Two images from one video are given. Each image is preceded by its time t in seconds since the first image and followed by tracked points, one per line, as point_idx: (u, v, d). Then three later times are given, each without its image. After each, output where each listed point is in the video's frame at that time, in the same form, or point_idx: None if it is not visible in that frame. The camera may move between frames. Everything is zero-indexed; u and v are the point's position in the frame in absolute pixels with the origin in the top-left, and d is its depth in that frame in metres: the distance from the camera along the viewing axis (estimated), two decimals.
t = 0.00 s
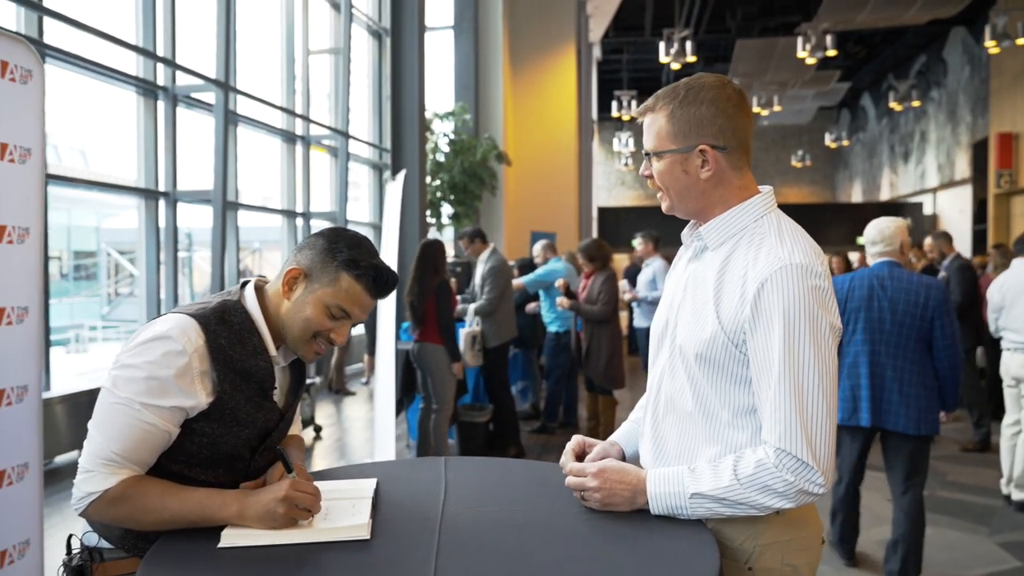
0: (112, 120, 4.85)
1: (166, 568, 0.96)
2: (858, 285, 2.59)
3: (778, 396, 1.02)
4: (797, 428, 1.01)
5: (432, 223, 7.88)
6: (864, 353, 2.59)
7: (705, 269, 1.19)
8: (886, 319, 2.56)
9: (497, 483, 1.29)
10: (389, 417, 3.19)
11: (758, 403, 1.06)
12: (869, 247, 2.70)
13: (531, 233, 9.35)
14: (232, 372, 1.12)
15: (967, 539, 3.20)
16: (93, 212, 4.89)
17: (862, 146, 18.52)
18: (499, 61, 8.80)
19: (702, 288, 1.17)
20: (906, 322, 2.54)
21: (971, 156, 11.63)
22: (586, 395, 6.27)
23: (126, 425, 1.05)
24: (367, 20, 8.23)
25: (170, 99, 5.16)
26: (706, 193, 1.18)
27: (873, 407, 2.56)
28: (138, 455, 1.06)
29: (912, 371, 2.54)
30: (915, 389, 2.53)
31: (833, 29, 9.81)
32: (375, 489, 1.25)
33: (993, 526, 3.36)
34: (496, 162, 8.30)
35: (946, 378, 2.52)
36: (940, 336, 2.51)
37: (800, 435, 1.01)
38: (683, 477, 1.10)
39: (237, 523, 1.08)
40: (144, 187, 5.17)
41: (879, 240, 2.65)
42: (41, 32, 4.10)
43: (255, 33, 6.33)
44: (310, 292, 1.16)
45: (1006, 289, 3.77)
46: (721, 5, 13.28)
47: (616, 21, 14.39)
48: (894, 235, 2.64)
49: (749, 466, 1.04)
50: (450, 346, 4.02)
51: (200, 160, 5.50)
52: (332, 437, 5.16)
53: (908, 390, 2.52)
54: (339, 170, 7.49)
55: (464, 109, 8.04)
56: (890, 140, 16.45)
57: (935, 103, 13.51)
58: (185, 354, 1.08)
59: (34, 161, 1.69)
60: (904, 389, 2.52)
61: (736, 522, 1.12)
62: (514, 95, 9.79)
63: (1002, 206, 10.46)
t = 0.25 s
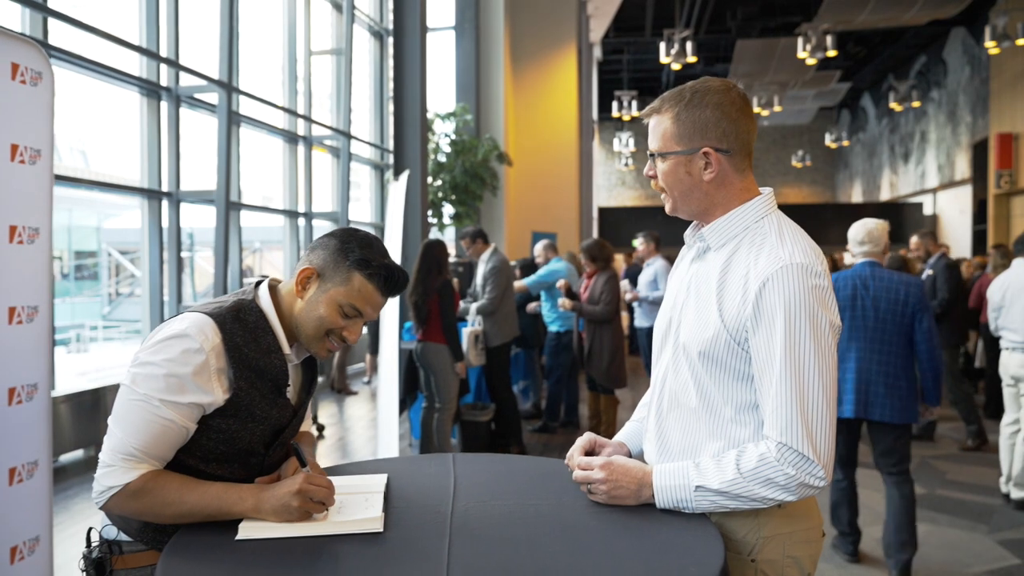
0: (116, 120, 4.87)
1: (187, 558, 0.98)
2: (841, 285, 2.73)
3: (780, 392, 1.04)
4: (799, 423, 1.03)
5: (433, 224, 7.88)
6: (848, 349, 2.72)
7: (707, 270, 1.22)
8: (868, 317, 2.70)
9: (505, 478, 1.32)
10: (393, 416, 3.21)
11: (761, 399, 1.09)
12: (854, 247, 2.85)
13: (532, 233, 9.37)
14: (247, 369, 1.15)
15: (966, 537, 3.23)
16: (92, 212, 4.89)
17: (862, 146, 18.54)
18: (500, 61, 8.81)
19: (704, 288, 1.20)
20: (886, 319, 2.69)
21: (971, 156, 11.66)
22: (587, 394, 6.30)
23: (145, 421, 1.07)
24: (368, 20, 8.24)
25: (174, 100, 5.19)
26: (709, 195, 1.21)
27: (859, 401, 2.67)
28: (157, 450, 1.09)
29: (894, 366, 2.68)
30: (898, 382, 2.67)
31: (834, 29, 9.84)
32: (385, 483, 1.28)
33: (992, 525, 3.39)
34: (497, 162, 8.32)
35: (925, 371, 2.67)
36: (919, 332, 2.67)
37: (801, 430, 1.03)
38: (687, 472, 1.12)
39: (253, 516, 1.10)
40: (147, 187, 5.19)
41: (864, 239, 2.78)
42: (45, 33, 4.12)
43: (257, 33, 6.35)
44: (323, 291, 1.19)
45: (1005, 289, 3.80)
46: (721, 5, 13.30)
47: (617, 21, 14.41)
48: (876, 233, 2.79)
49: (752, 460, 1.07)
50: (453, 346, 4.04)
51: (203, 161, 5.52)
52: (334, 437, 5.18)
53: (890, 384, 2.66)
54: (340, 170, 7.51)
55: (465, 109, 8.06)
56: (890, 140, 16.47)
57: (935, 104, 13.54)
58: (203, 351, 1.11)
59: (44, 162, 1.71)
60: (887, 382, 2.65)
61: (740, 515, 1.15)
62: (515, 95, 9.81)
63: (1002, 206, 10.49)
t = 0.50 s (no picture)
0: (120, 120, 4.90)
1: (208, 550, 1.01)
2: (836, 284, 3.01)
3: (784, 390, 1.07)
4: (802, 420, 1.06)
5: (435, 224, 7.89)
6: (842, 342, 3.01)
7: (711, 270, 1.25)
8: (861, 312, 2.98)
9: (514, 474, 1.35)
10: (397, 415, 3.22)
11: (765, 397, 1.12)
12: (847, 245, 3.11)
13: (533, 233, 9.39)
14: (262, 367, 1.18)
15: (966, 535, 3.26)
16: (92, 212, 4.93)
17: (863, 146, 18.57)
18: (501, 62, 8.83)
19: (710, 288, 1.23)
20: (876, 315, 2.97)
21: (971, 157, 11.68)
22: (589, 394, 6.32)
23: (166, 417, 1.10)
24: (370, 20, 8.27)
25: (177, 100, 5.21)
26: (714, 196, 1.24)
27: (852, 389, 2.97)
28: (177, 445, 1.12)
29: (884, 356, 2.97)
30: (888, 371, 2.95)
31: (834, 30, 9.87)
32: (397, 479, 1.31)
33: (992, 523, 3.41)
34: (498, 162, 8.36)
35: (913, 362, 2.95)
36: (906, 326, 2.95)
37: (804, 426, 1.06)
38: (693, 468, 1.15)
39: (270, 511, 1.13)
40: (151, 187, 5.21)
41: (857, 239, 3.04)
42: (50, 34, 4.14)
43: (260, 34, 6.37)
44: (336, 290, 1.21)
45: (1005, 289, 3.83)
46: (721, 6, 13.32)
47: (618, 21, 14.44)
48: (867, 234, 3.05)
49: (757, 456, 1.09)
50: (457, 345, 4.08)
51: (206, 161, 5.54)
52: (338, 436, 5.20)
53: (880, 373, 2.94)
54: (342, 170, 7.53)
55: (467, 109, 8.09)
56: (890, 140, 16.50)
57: (935, 104, 13.56)
58: (220, 349, 1.13)
59: (54, 159, 1.63)
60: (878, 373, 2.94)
61: (744, 510, 1.18)
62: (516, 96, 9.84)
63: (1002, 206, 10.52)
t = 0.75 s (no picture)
0: (123, 121, 4.93)
1: (222, 545, 1.03)
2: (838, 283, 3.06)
3: (786, 386, 1.09)
4: (803, 416, 1.08)
5: (437, 223, 7.92)
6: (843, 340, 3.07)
7: (715, 269, 1.27)
8: (863, 310, 3.04)
9: (520, 470, 1.37)
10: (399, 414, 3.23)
11: (767, 394, 1.14)
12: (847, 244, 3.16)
13: (534, 233, 9.42)
14: (273, 365, 1.20)
15: (966, 533, 3.28)
16: (93, 212, 4.88)
17: (863, 146, 18.60)
18: (502, 62, 8.86)
19: (713, 286, 1.25)
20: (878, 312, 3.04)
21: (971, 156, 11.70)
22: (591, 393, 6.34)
23: (180, 414, 1.12)
24: (371, 21, 8.30)
25: (179, 101, 5.24)
26: (719, 197, 1.26)
27: (854, 384, 3.01)
28: (192, 441, 1.14)
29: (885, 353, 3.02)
30: (889, 367, 3.01)
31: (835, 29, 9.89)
32: (405, 476, 1.33)
33: (992, 521, 3.43)
34: (499, 162, 8.39)
35: (911, 357, 3.03)
36: (906, 324, 3.03)
37: (806, 422, 1.08)
38: (696, 464, 1.17)
39: (281, 507, 1.15)
40: (154, 188, 5.23)
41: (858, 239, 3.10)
42: (54, 34, 4.15)
43: (262, 34, 6.40)
44: (345, 288, 1.23)
45: (1004, 288, 3.84)
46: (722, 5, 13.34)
47: (618, 21, 14.46)
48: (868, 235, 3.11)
49: (759, 451, 1.11)
50: (458, 344, 4.10)
51: (209, 161, 5.56)
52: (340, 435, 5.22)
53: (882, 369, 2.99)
54: (343, 170, 7.56)
55: (468, 109, 8.13)
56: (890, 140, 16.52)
57: (935, 104, 13.59)
58: (232, 347, 1.15)
59: (62, 160, 1.65)
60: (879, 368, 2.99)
61: (747, 505, 1.20)
62: (517, 96, 9.87)
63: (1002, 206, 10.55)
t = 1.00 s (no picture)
0: (125, 120, 4.94)
1: (229, 539, 1.05)
2: (852, 280, 3.11)
3: (786, 380, 1.10)
4: (803, 409, 1.09)
5: (437, 222, 7.92)
6: (852, 338, 3.11)
7: (716, 263, 1.28)
8: (873, 309, 3.11)
9: (521, 466, 1.38)
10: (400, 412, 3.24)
11: (767, 387, 1.15)
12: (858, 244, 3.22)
13: (534, 232, 9.43)
14: (276, 359, 1.21)
15: (965, 531, 3.29)
16: (95, 211, 4.86)
17: (863, 145, 18.61)
18: (502, 61, 8.88)
19: (714, 282, 1.26)
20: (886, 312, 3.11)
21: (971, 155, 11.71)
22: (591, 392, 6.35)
23: (184, 407, 1.13)
24: (372, 20, 8.31)
25: (181, 100, 5.25)
26: (730, 194, 1.27)
27: (863, 382, 3.04)
28: (195, 435, 1.15)
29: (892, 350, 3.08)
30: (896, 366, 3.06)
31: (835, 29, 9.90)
32: (409, 472, 1.34)
33: (991, 518, 3.45)
34: (499, 161, 8.40)
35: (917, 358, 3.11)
36: (914, 323, 3.11)
37: (805, 415, 1.09)
38: (696, 458, 1.18)
39: (284, 502, 1.16)
40: (155, 187, 5.23)
41: (869, 239, 3.17)
42: (55, 33, 4.16)
43: (263, 34, 6.41)
44: (350, 286, 1.24)
45: (1003, 287, 3.85)
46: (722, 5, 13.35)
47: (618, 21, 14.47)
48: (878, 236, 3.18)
49: (759, 444, 1.13)
50: (459, 343, 4.10)
51: (210, 160, 5.57)
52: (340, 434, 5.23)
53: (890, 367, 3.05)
54: (344, 170, 7.57)
55: (468, 109, 8.15)
56: (890, 139, 16.53)
57: (935, 103, 13.60)
58: (236, 341, 1.16)
59: (66, 159, 1.67)
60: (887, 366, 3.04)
61: (747, 501, 1.21)
62: (517, 96, 9.88)
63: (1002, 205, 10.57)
